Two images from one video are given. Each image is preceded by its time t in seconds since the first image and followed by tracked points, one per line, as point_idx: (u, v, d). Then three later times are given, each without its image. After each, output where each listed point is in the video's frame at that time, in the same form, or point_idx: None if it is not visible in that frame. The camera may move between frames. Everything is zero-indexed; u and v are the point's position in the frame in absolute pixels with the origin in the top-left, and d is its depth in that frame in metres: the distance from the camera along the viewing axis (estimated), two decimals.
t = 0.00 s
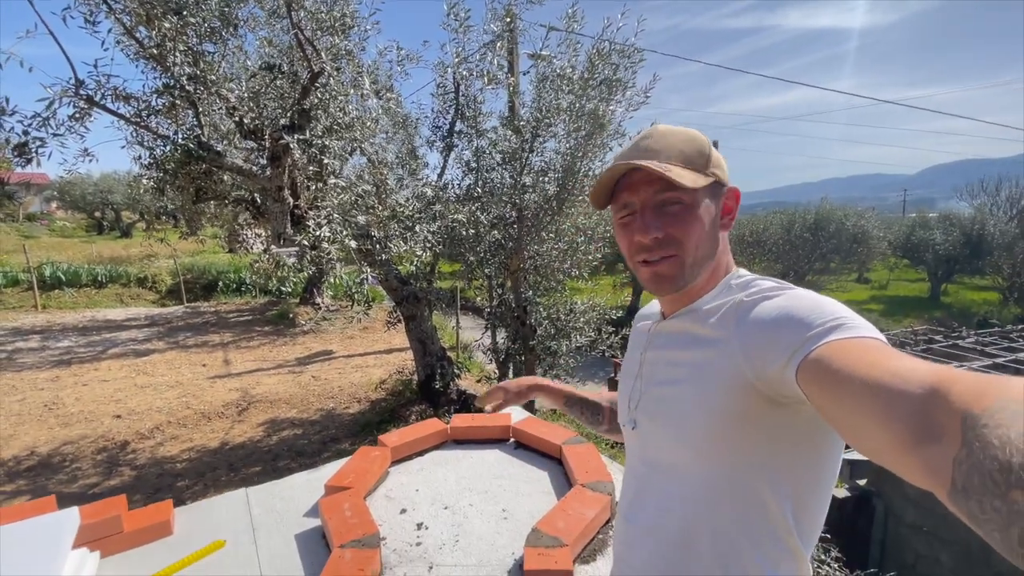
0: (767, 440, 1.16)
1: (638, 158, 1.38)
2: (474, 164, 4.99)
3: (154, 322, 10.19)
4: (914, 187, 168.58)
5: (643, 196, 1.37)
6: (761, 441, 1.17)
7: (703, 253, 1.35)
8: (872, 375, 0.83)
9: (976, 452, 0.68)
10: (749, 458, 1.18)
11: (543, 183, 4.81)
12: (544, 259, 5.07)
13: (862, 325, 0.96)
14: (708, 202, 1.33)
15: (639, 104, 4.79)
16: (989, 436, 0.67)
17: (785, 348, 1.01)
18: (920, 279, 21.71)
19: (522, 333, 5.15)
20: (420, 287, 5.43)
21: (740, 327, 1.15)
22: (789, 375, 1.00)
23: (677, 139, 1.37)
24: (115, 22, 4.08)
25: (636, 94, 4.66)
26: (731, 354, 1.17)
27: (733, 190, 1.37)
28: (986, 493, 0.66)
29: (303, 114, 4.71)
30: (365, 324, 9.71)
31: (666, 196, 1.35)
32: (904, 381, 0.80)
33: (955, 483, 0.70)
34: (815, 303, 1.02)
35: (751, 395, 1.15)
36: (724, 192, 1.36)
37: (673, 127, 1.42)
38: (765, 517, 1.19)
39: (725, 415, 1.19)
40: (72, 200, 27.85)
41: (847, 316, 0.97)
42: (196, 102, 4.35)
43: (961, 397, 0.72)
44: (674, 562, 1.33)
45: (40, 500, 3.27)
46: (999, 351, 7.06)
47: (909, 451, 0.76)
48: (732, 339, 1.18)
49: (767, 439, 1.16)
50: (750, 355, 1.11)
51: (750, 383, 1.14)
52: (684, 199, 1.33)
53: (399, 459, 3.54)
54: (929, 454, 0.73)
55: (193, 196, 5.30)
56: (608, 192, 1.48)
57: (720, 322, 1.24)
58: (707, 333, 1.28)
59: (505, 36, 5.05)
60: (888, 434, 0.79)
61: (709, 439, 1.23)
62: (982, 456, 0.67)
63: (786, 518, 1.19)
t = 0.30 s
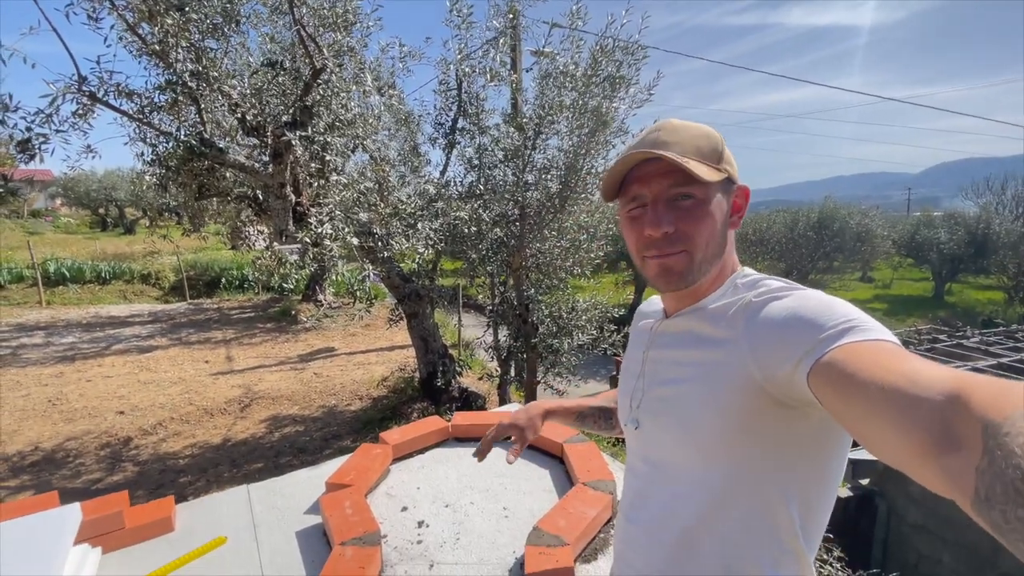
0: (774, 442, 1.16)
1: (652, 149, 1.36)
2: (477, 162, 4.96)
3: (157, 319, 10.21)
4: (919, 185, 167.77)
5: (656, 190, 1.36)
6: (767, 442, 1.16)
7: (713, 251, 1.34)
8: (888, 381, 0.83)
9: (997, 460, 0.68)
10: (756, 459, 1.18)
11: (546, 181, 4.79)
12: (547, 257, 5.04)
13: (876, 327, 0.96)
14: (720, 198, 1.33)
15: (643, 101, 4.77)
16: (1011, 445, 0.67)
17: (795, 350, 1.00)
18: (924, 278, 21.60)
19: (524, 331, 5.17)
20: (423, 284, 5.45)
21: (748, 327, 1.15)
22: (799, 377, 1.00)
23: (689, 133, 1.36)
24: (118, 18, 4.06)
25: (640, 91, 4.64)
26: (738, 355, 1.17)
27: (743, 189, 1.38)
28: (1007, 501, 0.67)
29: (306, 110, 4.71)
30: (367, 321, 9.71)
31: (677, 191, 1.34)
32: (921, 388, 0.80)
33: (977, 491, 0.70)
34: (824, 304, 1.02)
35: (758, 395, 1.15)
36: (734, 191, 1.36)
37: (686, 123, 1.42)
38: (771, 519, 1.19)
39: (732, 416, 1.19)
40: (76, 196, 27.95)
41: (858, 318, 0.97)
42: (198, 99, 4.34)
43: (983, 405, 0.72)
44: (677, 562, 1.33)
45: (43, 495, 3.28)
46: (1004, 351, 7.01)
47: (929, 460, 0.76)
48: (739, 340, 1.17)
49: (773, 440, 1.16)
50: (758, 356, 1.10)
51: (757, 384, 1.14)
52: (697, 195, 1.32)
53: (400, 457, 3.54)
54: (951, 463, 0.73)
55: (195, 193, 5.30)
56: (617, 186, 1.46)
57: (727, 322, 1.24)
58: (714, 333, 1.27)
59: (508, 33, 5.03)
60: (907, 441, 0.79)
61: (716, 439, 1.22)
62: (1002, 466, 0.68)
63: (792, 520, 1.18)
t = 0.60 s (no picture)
0: (779, 448, 1.16)
1: (655, 153, 1.36)
2: (478, 161, 4.92)
3: (157, 318, 10.21)
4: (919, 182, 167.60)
5: (660, 193, 1.35)
6: (773, 449, 1.16)
7: (718, 254, 1.33)
8: (902, 395, 0.83)
9: (1015, 482, 0.68)
10: (761, 465, 1.17)
11: (547, 180, 4.78)
12: (548, 257, 5.05)
13: (888, 338, 0.95)
14: (726, 201, 1.32)
15: (644, 100, 4.76)
16: None
17: (805, 359, 1.00)
18: (925, 276, 21.58)
19: (525, 330, 5.18)
20: (423, 284, 5.44)
21: (755, 334, 1.14)
22: (807, 387, 1.00)
23: (694, 136, 1.35)
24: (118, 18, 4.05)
25: (641, 90, 4.63)
26: (745, 361, 1.16)
27: (749, 191, 1.37)
28: None
29: (306, 110, 4.69)
30: (368, 320, 9.71)
31: (681, 194, 1.33)
32: (935, 402, 0.80)
33: (995, 513, 0.70)
34: (835, 313, 1.01)
35: (764, 402, 1.15)
36: (740, 194, 1.35)
37: (690, 125, 1.41)
38: (776, 526, 1.18)
39: (738, 422, 1.18)
40: (77, 196, 27.96)
41: (869, 326, 0.97)
42: (199, 99, 4.33)
43: (1001, 424, 0.72)
44: (682, 567, 1.33)
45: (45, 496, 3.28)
46: (1006, 350, 7.00)
47: (945, 477, 0.76)
48: (745, 346, 1.17)
49: (779, 447, 1.16)
50: (765, 363, 1.10)
51: (764, 391, 1.13)
52: (702, 198, 1.31)
53: (402, 457, 3.54)
54: (967, 481, 0.73)
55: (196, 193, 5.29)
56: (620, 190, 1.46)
57: (733, 328, 1.23)
58: (720, 338, 1.26)
59: (508, 32, 5.02)
60: (922, 458, 0.78)
61: (722, 445, 1.22)
62: (1021, 488, 0.67)
63: (797, 527, 1.18)
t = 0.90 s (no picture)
0: (780, 453, 1.16)
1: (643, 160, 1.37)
2: (477, 163, 4.94)
3: (156, 319, 10.20)
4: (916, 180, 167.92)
5: (648, 200, 1.37)
6: (773, 453, 1.17)
7: (709, 259, 1.33)
8: (901, 401, 0.83)
9: (1015, 489, 0.69)
10: (762, 469, 1.18)
11: (546, 181, 4.77)
12: (547, 258, 5.06)
13: (889, 343, 0.95)
14: (715, 206, 1.31)
15: (643, 101, 4.76)
16: None
17: (804, 364, 1.00)
18: (923, 274, 21.62)
19: (525, 331, 5.19)
20: (422, 285, 5.39)
21: (755, 338, 1.15)
22: (807, 392, 1.00)
23: (684, 140, 1.34)
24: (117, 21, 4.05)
25: (640, 91, 4.63)
26: (745, 366, 1.17)
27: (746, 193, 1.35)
28: None
29: (304, 112, 4.65)
30: (367, 321, 9.71)
31: (670, 200, 1.33)
32: (936, 409, 0.80)
33: (993, 520, 0.71)
34: (836, 318, 1.01)
35: (764, 406, 1.15)
36: (736, 196, 1.33)
37: (686, 128, 1.40)
38: (777, 530, 1.19)
39: (738, 426, 1.19)
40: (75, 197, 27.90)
41: (869, 332, 0.97)
42: (197, 101, 4.33)
43: (1002, 432, 0.72)
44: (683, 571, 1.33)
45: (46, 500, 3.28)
46: (1003, 349, 7.02)
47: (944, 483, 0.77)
48: (746, 350, 1.17)
49: (779, 451, 1.16)
50: (766, 368, 1.10)
51: (764, 396, 1.14)
52: (690, 204, 1.31)
53: (402, 459, 3.54)
54: (968, 488, 0.74)
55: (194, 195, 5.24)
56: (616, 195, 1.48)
57: (733, 332, 1.24)
58: (721, 342, 1.27)
59: (507, 33, 5.02)
60: (922, 465, 0.79)
61: (722, 449, 1.23)
62: (1021, 495, 0.68)
63: (798, 531, 1.18)
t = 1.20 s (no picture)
0: (778, 453, 1.17)
1: (630, 177, 1.38)
2: (476, 166, 4.93)
3: (154, 322, 10.17)
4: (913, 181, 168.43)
5: (637, 216, 1.37)
6: (772, 454, 1.18)
7: (703, 269, 1.35)
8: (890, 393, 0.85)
9: (999, 476, 0.70)
10: (760, 470, 1.19)
11: (544, 184, 4.78)
12: (546, 260, 5.07)
13: (881, 341, 0.96)
14: (703, 218, 1.32)
15: (641, 105, 4.77)
16: (1011, 462, 0.69)
17: (798, 362, 1.01)
18: (919, 276, 21.67)
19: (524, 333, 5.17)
20: (421, 287, 5.36)
21: (752, 340, 1.16)
22: (801, 390, 1.01)
23: (667, 154, 1.35)
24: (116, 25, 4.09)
25: (638, 95, 4.65)
26: (742, 368, 1.18)
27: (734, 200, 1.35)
28: (1009, 517, 0.70)
29: (303, 115, 4.73)
30: (366, 324, 9.70)
31: (658, 215, 1.34)
32: (924, 400, 0.81)
33: (979, 507, 0.72)
34: (829, 317, 1.02)
35: (763, 407, 1.16)
36: (725, 205, 1.33)
37: (669, 141, 1.41)
38: (776, 534, 1.19)
39: (737, 429, 1.20)
40: (72, 200, 27.82)
41: (861, 331, 0.98)
42: (196, 104, 4.32)
43: (984, 419, 0.74)
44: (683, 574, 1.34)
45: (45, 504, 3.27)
46: (1000, 350, 7.04)
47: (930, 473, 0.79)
48: (743, 353, 1.19)
49: (778, 452, 1.17)
50: (762, 370, 1.11)
51: (762, 397, 1.15)
52: (678, 218, 1.32)
53: (402, 462, 3.54)
54: (954, 477, 0.75)
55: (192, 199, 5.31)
56: (605, 212, 1.49)
57: (730, 334, 1.25)
58: (719, 345, 1.28)
59: (505, 36, 5.04)
60: (910, 455, 0.80)
61: (721, 452, 1.23)
62: (1005, 481, 0.70)
63: (798, 532, 1.19)
